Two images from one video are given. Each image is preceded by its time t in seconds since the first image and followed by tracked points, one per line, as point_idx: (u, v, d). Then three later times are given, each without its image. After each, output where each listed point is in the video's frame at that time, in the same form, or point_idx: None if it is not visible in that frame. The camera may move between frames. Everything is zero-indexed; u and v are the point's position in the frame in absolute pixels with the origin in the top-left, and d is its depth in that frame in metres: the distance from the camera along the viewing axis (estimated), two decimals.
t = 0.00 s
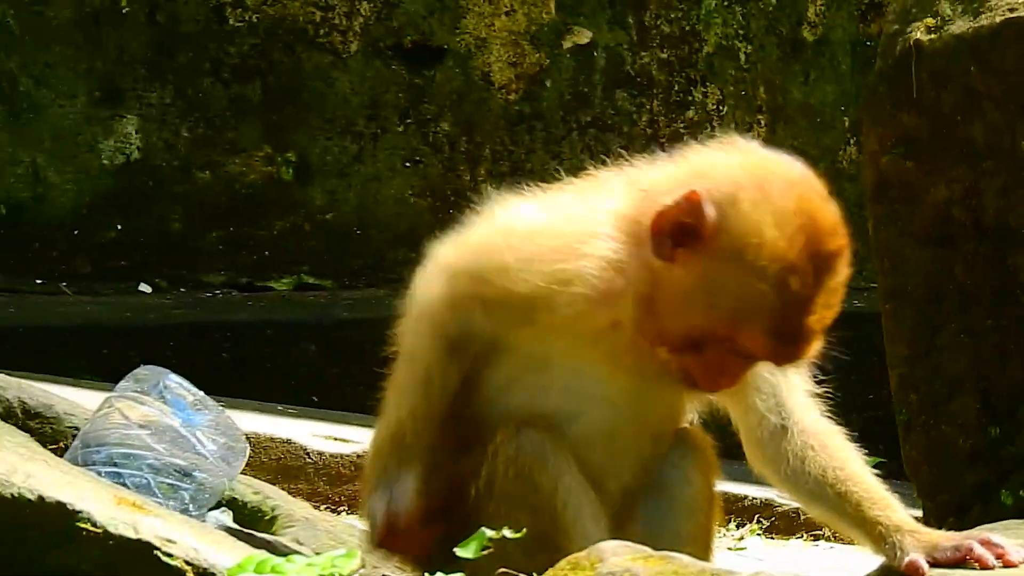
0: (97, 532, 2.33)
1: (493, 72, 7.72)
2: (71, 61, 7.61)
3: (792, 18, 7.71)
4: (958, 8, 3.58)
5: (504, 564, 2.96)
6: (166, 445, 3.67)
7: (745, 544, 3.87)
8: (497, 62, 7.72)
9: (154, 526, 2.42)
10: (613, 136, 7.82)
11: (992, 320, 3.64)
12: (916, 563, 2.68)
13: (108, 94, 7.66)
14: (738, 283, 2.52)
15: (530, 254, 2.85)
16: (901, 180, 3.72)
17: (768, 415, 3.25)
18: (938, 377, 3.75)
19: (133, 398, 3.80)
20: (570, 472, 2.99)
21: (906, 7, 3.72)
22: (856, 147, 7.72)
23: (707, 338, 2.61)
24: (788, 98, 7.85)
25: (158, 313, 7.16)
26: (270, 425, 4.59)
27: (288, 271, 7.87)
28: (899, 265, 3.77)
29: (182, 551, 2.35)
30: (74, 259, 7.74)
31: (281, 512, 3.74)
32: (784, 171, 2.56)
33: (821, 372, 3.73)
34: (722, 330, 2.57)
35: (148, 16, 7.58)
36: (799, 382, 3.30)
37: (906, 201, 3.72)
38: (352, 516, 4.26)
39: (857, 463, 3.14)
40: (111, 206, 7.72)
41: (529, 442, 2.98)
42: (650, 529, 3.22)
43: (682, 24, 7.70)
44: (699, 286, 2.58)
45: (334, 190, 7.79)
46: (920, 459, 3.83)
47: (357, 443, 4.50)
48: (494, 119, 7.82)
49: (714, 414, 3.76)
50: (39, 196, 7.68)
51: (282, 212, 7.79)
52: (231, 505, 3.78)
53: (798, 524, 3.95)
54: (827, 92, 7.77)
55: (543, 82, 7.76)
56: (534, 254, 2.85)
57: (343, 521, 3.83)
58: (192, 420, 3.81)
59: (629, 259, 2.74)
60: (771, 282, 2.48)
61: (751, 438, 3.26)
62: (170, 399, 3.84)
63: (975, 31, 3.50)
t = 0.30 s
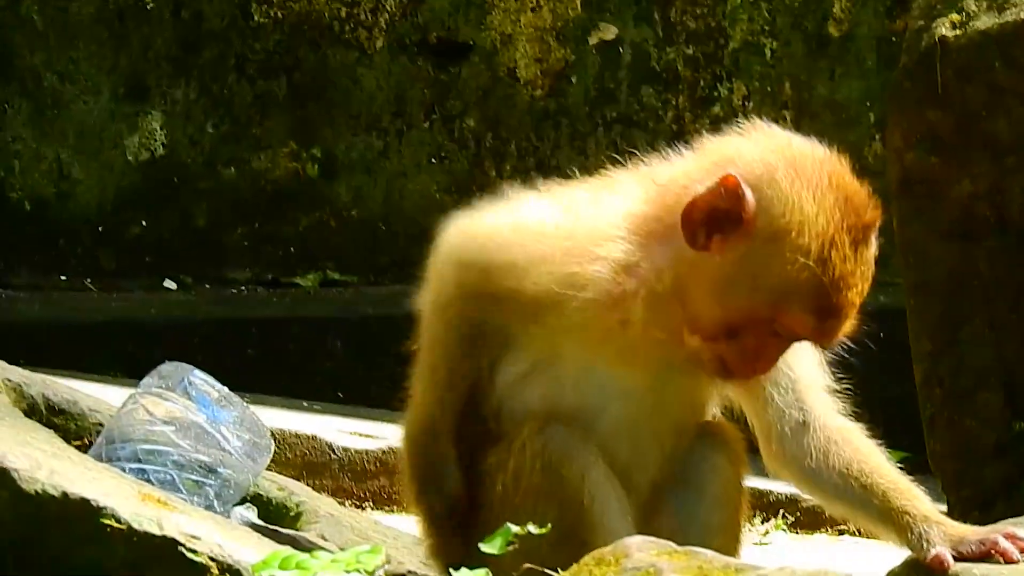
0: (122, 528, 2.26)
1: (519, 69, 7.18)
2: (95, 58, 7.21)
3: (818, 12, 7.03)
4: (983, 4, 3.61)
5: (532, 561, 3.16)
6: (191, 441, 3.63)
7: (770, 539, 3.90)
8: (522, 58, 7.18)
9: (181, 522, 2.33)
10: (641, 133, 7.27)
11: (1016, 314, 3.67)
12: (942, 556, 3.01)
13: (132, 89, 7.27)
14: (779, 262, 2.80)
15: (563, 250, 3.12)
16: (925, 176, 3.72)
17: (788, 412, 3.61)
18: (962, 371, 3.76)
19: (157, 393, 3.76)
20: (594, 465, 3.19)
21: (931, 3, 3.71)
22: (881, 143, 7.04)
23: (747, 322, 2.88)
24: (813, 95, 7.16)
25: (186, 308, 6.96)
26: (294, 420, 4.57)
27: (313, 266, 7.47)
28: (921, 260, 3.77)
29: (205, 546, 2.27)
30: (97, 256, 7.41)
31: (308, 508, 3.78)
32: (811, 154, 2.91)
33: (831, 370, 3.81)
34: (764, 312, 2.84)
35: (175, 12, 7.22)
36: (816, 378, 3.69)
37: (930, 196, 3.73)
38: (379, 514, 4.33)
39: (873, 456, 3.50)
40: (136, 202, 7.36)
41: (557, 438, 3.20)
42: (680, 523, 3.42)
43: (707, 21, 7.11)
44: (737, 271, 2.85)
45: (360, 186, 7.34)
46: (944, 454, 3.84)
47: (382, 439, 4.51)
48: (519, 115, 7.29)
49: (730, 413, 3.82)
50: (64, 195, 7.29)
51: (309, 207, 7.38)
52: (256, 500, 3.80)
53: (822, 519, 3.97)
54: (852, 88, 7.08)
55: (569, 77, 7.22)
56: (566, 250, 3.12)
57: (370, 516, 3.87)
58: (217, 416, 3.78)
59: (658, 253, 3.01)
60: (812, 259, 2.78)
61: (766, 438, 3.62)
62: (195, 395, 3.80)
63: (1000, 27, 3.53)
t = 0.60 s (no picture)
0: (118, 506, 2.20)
1: (515, 46, 7.26)
2: (91, 36, 7.18)
3: None
4: None
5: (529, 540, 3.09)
6: (186, 420, 3.63)
7: (765, 518, 3.87)
8: (519, 36, 7.26)
9: (176, 501, 2.26)
10: (636, 111, 7.34)
11: (1012, 293, 3.69)
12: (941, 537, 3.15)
13: (127, 66, 7.24)
14: (771, 230, 2.94)
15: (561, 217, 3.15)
16: (920, 154, 3.70)
17: (780, 391, 3.58)
18: (960, 348, 3.75)
19: (152, 372, 3.74)
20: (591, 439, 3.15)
21: None
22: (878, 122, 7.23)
23: (739, 287, 3.01)
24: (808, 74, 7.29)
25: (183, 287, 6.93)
26: (289, 398, 4.56)
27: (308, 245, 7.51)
28: (916, 237, 3.76)
29: (202, 524, 2.21)
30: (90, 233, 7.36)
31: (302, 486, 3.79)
32: (809, 127, 3.07)
33: (825, 349, 3.81)
34: (759, 278, 2.97)
35: None
36: (808, 354, 3.66)
37: (926, 174, 3.71)
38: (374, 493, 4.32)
39: (867, 438, 3.54)
40: (130, 181, 7.32)
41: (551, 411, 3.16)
42: (673, 500, 3.40)
43: None
44: (733, 237, 2.98)
45: (355, 164, 7.40)
46: (940, 435, 3.82)
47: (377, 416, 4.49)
48: (515, 93, 7.37)
49: (722, 392, 3.81)
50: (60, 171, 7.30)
51: (304, 184, 7.40)
52: (250, 479, 3.81)
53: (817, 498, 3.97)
54: (849, 66, 7.22)
55: (564, 56, 7.30)
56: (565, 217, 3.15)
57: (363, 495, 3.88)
58: (212, 394, 3.76)
59: (657, 220, 3.11)
60: (804, 227, 2.93)
61: (757, 417, 3.60)
62: (190, 373, 3.78)
63: (995, 5, 3.54)
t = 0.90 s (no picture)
0: (94, 494, 2.36)
1: (488, 34, 6.97)
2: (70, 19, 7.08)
3: None
4: None
5: (501, 527, 3.10)
6: (159, 406, 3.62)
7: (739, 504, 3.89)
8: (491, 22, 6.96)
9: (149, 487, 2.41)
10: (608, 98, 7.04)
11: (984, 279, 3.67)
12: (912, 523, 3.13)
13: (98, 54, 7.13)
14: (740, 214, 2.93)
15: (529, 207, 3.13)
16: (894, 139, 3.73)
17: (754, 377, 3.58)
18: (934, 334, 3.76)
19: (125, 357, 3.71)
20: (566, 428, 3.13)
21: None
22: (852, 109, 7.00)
23: (709, 276, 2.99)
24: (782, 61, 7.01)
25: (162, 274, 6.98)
26: (260, 383, 4.56)
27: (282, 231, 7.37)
28: (889, 222, 3.78)
29: (173, 510, 2.35)
30: (69, 218, 7.33)
31: (275, 472, 3.79)
32: (774, 108, 3.03)
33: (797, 336, 3.80)
34: (728, 266, 2.97)
35: None
36: (782, 340, 3.65)
37: (901, 160, 3.73)
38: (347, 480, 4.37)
39: (841, 424, 3.52)
40: (110, 167, 7.25)
41: (530, 399, 3.14)
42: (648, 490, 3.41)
43: None
44: (701, 226, 2.97)
45: (327, 151, 7.19)
46: (915, 419, 3.83)
47: (350, 404, 4.49)
48: (489, 80, 7.08)
49: (693, 377, 3.79)
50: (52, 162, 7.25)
51: (276, 172, 7.23)
52: (223, 465, 3.83)
53: (791, 485, 3.98)
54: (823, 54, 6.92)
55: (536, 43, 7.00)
56: (533, 205, 3.13)
57: (335, 481, 3.88)
58: (185, 380, 3.75)
59: (624, 209, 3.07)
60: (773, 210, 2.92)
61: (731, 404, 3.59)
62: (163, 359, 3.76)
63: None
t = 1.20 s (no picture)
0: (68, 493, 2.34)
1: (462, 28, 7.10)
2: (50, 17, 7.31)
3: None
4: None
5: (476, 523, 3.04)
6: (134, 402, 3.59)
7: (714, 500, 3.89)
8: (466, 18, 7.08)
9: (123, 484, 2.40)
10: (582, 92, 7.19)
11: (959, 274, 3.67)
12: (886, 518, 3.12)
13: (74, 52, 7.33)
14: (715, 202, 2.93)
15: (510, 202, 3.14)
16: (869, 135, 3.77)
17: (731, 373, 3.57)
18: (907, 331, 3.77)
19: (99, 354, 3.71)
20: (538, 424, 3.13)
21: None
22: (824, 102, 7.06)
23: (684, 266, 2.99)
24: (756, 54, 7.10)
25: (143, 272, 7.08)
26: (235, 380, 4.58)
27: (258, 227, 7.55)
28: (865, 219, 3.80)
29: (149, 508, 2.34)
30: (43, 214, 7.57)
31: (250, 468, 3.78)
32: (752, 100, 3.05)
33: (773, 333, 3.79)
34: (702, 254, 2.96)
35: None
36: (759, 335, 3.64)
37: (875, 155, 3.76)
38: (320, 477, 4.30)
39: (816, 421, 3.50)
40: (87, 163, 7.46)
41: (498, 396, 3.11)
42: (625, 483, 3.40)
43: None
44: (675, 215, 2.97)
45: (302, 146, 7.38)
46: (890, 415, 3.84)
47: (325, 399, 4.51)
48: (464, 76, 7.22)
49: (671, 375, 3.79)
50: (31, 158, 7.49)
51: (253, 167, 7.43)
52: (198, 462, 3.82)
53: (767, 480, 3.98)
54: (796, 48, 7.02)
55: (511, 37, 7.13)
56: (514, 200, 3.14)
57: (311, 478, 3.88)
58: (160, 377, 3.73)
59: (603, 202, 3.08)
60: (747, 198, 2.92)
61: (708, 400, 3.59)
62: (138, 356, 3.74)
63: None
